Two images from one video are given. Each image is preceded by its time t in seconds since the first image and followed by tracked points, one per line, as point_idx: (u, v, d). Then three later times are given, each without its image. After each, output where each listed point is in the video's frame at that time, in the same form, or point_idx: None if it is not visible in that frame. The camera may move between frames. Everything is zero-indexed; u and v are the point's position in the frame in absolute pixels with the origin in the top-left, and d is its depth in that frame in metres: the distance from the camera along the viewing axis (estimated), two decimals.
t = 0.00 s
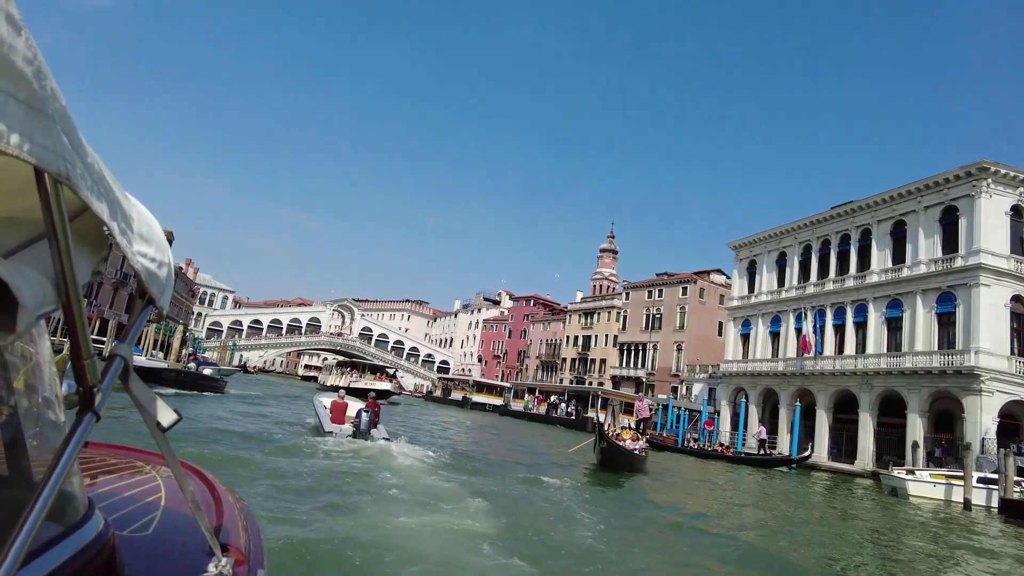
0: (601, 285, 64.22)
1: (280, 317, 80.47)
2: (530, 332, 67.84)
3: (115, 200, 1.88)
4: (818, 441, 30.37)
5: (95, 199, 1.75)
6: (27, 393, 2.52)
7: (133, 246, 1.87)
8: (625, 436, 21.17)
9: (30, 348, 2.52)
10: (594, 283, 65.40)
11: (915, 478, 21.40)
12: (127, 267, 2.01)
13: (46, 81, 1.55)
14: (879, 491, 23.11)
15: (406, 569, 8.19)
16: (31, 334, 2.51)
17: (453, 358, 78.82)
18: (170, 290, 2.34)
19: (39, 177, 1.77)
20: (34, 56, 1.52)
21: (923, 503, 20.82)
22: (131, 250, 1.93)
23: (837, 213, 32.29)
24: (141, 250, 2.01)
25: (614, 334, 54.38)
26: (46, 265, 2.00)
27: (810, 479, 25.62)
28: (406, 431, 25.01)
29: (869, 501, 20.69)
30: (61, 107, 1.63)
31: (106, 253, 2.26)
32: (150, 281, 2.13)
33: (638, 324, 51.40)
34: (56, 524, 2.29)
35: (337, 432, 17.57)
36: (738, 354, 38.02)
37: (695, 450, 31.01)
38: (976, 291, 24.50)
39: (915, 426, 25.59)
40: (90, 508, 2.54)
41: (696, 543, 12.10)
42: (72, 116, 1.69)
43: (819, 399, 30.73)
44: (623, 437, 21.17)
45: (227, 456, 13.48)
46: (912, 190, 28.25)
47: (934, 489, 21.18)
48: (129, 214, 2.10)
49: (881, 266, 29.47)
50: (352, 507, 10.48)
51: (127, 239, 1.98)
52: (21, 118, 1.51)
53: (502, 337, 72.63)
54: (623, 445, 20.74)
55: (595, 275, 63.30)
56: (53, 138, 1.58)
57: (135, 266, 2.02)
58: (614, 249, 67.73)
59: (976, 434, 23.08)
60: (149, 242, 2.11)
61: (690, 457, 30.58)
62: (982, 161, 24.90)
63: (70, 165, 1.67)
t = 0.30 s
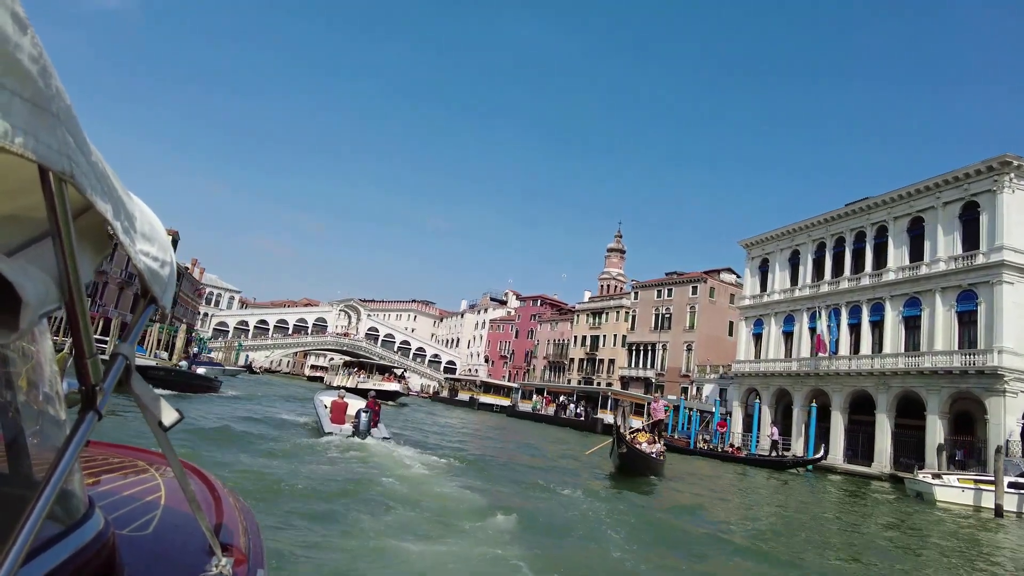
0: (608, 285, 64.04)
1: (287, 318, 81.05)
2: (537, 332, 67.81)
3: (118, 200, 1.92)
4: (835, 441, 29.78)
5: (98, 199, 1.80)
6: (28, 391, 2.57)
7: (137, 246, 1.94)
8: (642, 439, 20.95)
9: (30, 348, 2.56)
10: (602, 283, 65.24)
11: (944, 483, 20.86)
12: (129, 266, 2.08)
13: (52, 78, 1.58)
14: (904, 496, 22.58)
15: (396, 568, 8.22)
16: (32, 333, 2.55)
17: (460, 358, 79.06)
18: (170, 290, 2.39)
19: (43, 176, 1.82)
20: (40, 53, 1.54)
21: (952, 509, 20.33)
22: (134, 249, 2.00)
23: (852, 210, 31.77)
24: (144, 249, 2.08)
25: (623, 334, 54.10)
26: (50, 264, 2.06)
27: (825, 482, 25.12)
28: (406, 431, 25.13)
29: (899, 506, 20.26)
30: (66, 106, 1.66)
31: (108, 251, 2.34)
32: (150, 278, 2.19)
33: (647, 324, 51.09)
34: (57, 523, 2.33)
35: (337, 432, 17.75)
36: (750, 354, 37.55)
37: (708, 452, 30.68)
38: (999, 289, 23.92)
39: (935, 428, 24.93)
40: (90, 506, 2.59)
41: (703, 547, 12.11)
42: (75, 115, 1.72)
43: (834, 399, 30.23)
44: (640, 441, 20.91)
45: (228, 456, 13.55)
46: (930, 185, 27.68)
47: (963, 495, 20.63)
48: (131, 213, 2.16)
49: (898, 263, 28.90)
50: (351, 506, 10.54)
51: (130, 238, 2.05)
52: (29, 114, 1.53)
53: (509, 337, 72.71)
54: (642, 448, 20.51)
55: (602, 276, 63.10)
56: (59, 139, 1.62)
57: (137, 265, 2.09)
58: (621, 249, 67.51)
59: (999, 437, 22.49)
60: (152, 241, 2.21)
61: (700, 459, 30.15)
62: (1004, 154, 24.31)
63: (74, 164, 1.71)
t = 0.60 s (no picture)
0: (615, 285, 63.84)
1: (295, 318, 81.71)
2: (544, 332, 67.72)
3: (119, 202, 1.97)
4: (851, 441, 29.19)
5: (99, 201, 1.86)
6: (28, 388, 2.60)
7: (139, 248, 2.00)
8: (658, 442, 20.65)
9: (30, 347, 2.58)
10: (609, 283, 65.05)
11: (973, 487, 20.37)
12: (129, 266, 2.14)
13: (53, 77, 1.59)
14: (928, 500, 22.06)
15: (388, 565, 8.29)
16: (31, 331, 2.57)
17: (466, 358, 79.34)
18: (170, 290, 2.43)
19: (45, 176, 1.87)
20: (40, 51, 1.56)
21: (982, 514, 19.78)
22: (135, 249, 2.05)
23: (867, 206, 31.23)
24: (145, 249, 2.15)
25: (631, 334, 53.77)
26: (50, 265, 2.11)
27: (841, 485, 24.65)
28: (404, 431, 25.20)
29: (923, 510, 19.82)
30: (67, 104, 1.68)
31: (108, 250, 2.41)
32: (151, 279, 2.25)
33: (656, 324, 50.75)
34: (54, 522, 2.35)
35: (338, 432, 18.00)
36: (762, 354, 37.10)
37: (718, 453, 30.36)
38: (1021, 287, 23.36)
39: (956, 430, 24.36)
40: (89, 505, 2.63)
41: (712, 551, 12.07)
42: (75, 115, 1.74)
43: (850, 400, 29.71)
44: (657, 444, 20.67)
45: (231, 456, 13.63)
46: (949, 180, 27.09)
47: (992, 499, 20.12)
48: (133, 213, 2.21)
49: (915, 260, 28.36)
50: (355, 507, 10.64)
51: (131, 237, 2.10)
52: (31, 113, 1.55)
53: (515, 337, 72.75)
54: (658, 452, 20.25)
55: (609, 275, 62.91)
56: (59, 137, 1.64)
57: (139, 263, 2.15)
58: (629, 249, 67.18)
59: None
60: (152, 240, 2.25)
61: (711, 462, 29.70)
62: None
63: (75, 160, 1.73)
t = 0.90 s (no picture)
0: (622, 285, 63.55)
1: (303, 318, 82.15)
2: (551, 332, 67.54)
3: (120, 197, 2.06)
4: (867, 441, 28.59)
5: (101, 196, 1.97)
6: (31, 385, 2.66)
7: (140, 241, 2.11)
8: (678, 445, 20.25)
9: (32, 344, 2.64)
10: (616, 283, 64.77)
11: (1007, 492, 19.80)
12: (132, 259, 2.26)
13: (55, 70, 1.66)
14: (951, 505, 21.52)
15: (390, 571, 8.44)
16: (34, 327, 2.63)
17: (473, 358, 79.53)
18: (171, 286, 2.53)
19: (47, 169, 1.94)
20: (42, 45, 1.62)
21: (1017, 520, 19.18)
22: (136, 244, 2.17)
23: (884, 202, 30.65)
24: (146, 244, 2.26)
25: (640, 334, 53.34)
26: (51, 259, 2.18)
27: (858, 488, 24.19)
28: (405, 432, 25.28)
29: (943, 515, 19.41)
30: (69, 100, 1.77)
31: (108, 245, 2.50)
32: (151, 274, 2.36)
33: (665, 324, 50.32)
34: (55, 518, 2.40)
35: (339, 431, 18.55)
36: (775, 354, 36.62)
37: (730, 454, 29.97)
38: None
39: (979, 431, 23.79)
40: (89, 502, 2.67)
41: (718, 556, 12.03)
42: (77, 110, 1.81)
43: (866, 401, 29.09)
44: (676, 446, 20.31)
45: (237, 460, 13.75)
46: (970, 175, 26.48)
47: None
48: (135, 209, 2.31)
49: (933, 258, 27.82)
50: (362, 516, 10.82)
51: (132, 232, 2.21)
52: (33, 105, 1.61)
53: (522, 338, 72.67)
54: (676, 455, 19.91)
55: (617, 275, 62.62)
56: (61, 131, 1.73)
57: (139, 257, 2.26)
58: (637, 248, 66.81)
59: None
60: (154, 236, 2.36)
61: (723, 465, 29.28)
62: None
63: (75, 154, 1.81)
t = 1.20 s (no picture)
0: (629, 285, 63.26)
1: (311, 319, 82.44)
2: (558, 332, 67.32)
3: (119, 197, 2.10)
4: (883, 444, 28.12)
5: (100, 196, 2.01)
6: (30, 384, 2.69)
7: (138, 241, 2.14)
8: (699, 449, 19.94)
9: (30, 343, 2.66)
10: (623, 283, 64.48)
11: None
12: (133, 259, 2.30)
13: (54, 73, 1.69)
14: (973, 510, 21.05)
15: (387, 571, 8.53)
16: (33, 328, 2.66)
17: (479, 359, 79.62)
18: (171, 287, 2.57)
19: (46, 171, 1.98)
20: (42, 46, 1.65)
21: None
22: (135, 244, 2.21)
23: (900, 199, 30.12)
24: (146, 244, 2.31)
25: (649, 334, 52.93)
26: (51, 261, 2.22)
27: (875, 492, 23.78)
28: (404, 433, 25.29)
29: (964, 519, 19.05)
30: (68, 102, 1.80)
31: (107, 245, 2.53)
32: (151, 275, 2.40)
33: (675, 325, 49.91)
34: (57, 517, 2.41)
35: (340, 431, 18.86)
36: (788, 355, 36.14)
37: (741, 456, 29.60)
38: None
39: (1002, 433, 23.27)
40: (89, 501, 2.68)
41: (724, 562, 12.00)
42: (78, 113, 1.85)
43: (883, 402, 28.50)
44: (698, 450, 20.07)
45: (243, 463, 13.86)
46: (990, 170, 25.92)
47: None
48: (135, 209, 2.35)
49: (951, 255, 27.28)
50: (366, 518, 10.92)
51: (131, 232, 2.24)
52: (34, 109, 1.64)
53: (529, 338, 72.53)
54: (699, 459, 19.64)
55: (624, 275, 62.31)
56: (62, 132, 1.76)
57: (139, 257, 2.30)
58: (644, 248, 66.44)
59: None
60: (153, 236, 2.39)
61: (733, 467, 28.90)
62: None
63: (77, 156, 1.84)
